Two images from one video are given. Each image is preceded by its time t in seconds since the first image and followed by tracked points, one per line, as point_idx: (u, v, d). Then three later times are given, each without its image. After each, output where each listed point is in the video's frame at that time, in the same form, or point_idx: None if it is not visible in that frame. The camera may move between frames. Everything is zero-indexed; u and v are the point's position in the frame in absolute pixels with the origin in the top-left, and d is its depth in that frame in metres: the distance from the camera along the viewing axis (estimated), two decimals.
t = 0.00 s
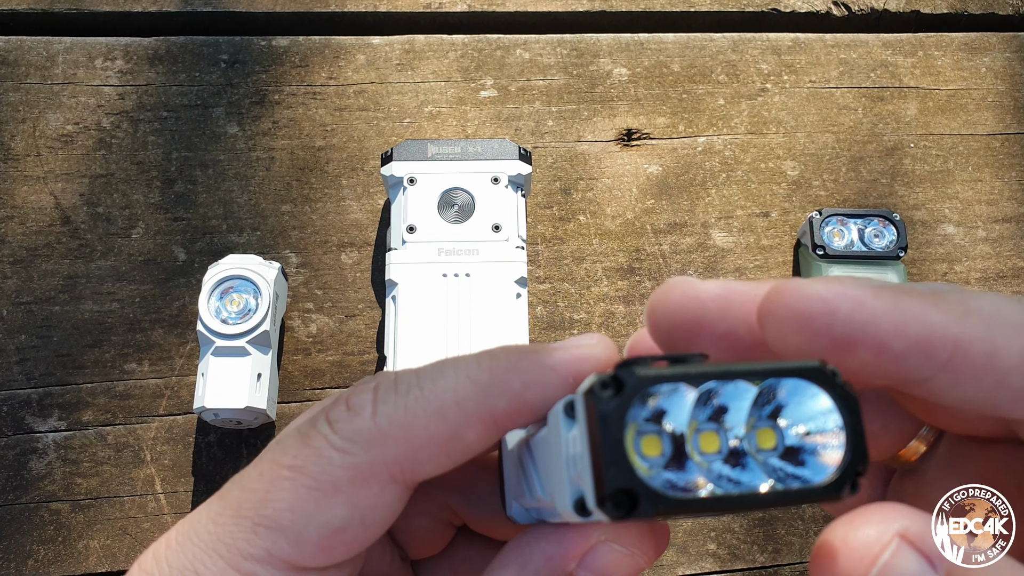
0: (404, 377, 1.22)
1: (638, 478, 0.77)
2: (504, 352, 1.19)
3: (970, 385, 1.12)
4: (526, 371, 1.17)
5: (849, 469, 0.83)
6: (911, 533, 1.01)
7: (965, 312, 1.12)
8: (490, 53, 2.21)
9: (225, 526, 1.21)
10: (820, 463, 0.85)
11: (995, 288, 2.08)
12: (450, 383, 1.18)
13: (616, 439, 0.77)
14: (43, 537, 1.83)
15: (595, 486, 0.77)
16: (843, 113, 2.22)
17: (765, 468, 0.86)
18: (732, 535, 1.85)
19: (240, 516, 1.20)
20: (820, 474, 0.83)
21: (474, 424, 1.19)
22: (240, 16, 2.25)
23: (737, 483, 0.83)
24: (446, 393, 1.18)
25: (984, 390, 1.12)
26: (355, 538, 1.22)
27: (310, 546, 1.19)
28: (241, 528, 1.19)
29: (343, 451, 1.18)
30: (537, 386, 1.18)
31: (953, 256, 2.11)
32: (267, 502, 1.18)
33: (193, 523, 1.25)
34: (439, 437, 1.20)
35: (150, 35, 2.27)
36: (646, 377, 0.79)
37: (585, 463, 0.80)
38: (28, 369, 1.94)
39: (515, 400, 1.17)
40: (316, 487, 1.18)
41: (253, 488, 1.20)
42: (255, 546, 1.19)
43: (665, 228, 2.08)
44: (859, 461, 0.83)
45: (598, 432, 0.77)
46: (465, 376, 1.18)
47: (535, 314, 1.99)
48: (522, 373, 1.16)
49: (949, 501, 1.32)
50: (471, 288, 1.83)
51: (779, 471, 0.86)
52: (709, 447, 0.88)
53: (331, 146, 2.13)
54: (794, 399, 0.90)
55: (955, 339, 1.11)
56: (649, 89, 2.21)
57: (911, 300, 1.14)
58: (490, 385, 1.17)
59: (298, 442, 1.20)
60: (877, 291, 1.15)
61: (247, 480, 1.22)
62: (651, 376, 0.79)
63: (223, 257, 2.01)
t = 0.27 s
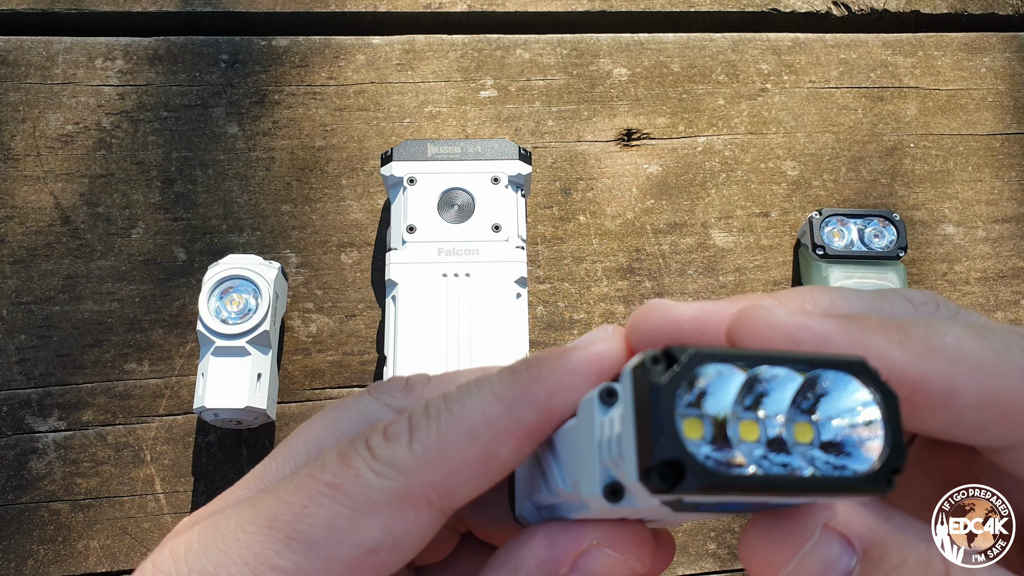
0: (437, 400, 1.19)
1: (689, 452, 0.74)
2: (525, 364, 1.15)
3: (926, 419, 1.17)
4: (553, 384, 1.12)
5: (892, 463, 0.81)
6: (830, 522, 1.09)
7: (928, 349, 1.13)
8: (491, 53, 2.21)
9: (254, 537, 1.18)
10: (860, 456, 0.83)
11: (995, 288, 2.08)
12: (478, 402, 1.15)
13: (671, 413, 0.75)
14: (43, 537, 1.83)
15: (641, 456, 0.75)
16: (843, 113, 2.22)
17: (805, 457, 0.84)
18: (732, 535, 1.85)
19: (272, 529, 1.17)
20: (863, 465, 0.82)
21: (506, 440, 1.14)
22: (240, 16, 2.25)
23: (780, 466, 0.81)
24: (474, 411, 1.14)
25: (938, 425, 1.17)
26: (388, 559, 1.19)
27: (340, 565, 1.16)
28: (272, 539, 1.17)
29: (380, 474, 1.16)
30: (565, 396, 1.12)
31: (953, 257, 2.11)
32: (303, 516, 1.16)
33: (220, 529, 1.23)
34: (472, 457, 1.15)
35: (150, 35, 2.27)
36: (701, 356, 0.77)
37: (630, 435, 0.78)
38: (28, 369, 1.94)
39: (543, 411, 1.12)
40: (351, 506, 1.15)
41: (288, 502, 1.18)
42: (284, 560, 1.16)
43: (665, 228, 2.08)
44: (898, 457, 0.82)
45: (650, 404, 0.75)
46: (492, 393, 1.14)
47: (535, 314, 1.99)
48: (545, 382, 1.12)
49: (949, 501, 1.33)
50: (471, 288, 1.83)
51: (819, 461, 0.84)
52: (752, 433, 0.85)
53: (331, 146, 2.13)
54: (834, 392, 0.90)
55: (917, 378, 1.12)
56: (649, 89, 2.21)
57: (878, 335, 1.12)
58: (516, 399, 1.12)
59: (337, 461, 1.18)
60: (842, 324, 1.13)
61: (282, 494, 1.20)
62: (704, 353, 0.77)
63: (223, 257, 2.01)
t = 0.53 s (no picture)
0: (451, 404, 1.17)
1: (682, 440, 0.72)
2: (533, 364, 1.13)
3: (930, 433, 1.15)
4: (563, 385, 1.10)
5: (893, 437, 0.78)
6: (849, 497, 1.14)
7: (938, 365, 1.10)
8: (490, 53, 2.21)
9: (268, 536, 1.19)
10: (860, 429, 0.80)
11: (995, 288, 2.08)
12: (488, 405, 1.13)
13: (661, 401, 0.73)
14: (43, 537, 1.83)
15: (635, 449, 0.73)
16: (843, 113, 2.22)
17: (805, 435, 0.81)
18: (732, 535, 1.85)
19: (287, 529, 1.18)
20: (862, 439, 0.78)
21: (518, 443, 1.13)
22: (240, 16, 2.25)
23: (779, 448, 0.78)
24: (485, 414, 1.13)
25: (940, 439, 1.15)
26: (401, 562, 1.19)
27: (353, 566, 1.16)
28: (286, 540, 1.17)
29: (394, 478, 1.15)
30: (577, 396, 1.10)
31: (953, 256, 2.11)
32: (316, 518, 1.17)
33: (233, 526, 1.24)
34: (485, 461, 1.14)
35: (150, 35, 2.28)
36: (686, 346, 0.76)
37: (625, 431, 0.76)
38: (28, 369, 1.94)
39: (553, 412, 1.10)
40: (365, 509, 1.15)
41: (302, 503, 1.19)
42: (298, 560, 1.17)
43: (665, 228, 2.08)
44: (899, 429, 0.78)
45: (638, 395, 0.74)
46: (502, 396, 1.13)
47: (535, 314, 1.99)
48: (554, 382, 1.10)
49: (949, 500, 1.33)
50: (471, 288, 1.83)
51: (818, 438, 0.80)
52: (748, 419, 0.82)
53: (331, 146, 2.13)
54: (830, 371, 0.86)
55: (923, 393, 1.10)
56: (648, 89, 2.21)
57: (889, 347, 1.09)
58: (526, 401, 1.11)
59: (352, 464, 1.18)
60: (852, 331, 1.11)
61: (297, 494, 1.20)
62: (689, 342, 0.76)
63: (223, 256, 2.01)
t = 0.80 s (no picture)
0: (439, 394, 1.19)
1: (662, 415, 0.75)
2: (529, 365, 1.15)
3: (905, 421, 1.17)
4: (555, 383, 1.12)
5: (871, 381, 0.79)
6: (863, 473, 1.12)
7: (917, 356, 1.11)
8: (490, 53, 2.21)
9: (253, 522, 1.19)
10: (839, 374, 0.80)
11: (995, 288, 2.08)
12: (482, 399, 1.15)
13: (637, 380, 0.76)
14: (43, 537, 1.83)
15: (620, 431, 0.76)
16: (843, 113, 2.22)
17: (789, 388, 0.79)
18: (732, 534, 1.85)
19: (271, 514, 1.18)
20: (840, 388, 0.78)
21: (507, 439, 1.15)
22: (240, 16, 2.25)
23: (761, 406, 0.77)
24: (476, 407, 1.15)
25: (915, 428, 1.17)
26: (383, 547, 1.19)
27: (335, 551, 1.17)
28: (270, 526, 1.18)
29: (378, 461, 1.16)
30: (567, 394, 1.12)
31: (953, 256, 2.11)
32: (299, 502, 1.17)
33: (219, 515, 1.24)
34: (473, 452, 1.16)
35: (150, 35, 2.28)
36: (652, 327, 0.79)
37: (609, 416, 0.80)
38: (28, 369, 1.94)
39: (546, 412, 1.13)
40: (348, 493, 1.15)
41: (287, 488, 1.19)
42: (281, 545, 1.17)
43: (665, 228, 2.08)
44: (874, 373, 0.79)
45: (614, 377, 0.77)
46: (496, 391, 1.15)
47: (535, 314, 1.99)
48: (550, 383, 1.12)
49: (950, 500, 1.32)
50: (471, 288, 1.83)
51: (802, 394, 0.78)
52: (730, 389, 0.79)
53: (331, 146, 2.13)
54: (795, 329, 0.84)
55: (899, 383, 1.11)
56: (649, 89, 2.21)
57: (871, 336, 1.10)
58: (521, 398, 1.13)
59: (337, 449, 1.18)
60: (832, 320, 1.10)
61: (282, 480, 1.20)
62: (654, 326, 0.79)
63: (223, 256, 2.01)
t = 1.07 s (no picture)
0: (435, 392, 1.19)
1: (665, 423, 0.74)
2: (526, 364, 1.16)
3: (920, 414, 1.16)
4: (551, 382, 1.13)
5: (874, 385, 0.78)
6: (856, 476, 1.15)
7: (928, 347, 1.12)
8: (491, 53, 2.22)
9: (247, 523, 1.19)
10: (840, 377, 0.79)
11: (995, 288, 2.08)
12: (478, 397, 1.15)
13: (639, 386, 0.75)
14: (44, 537, 1.83)
15: (621, 437, 0.75)
16: (843, 113, 2.23)
17: (790, 393, 0.79)
18: (732, 535, 1.85)
19: (264, 515, 1.18)
20: (843, 391, 0.78)
21: (503, 437, 1.15)
22: (240, 16, 2.25)
23: (764, 413, 0.76)
24: (472, 406, 1.15)
25: (931, 421, 1.17)
26: (377, 546, 1.19)
27: (329, 551, 1.17)
28: (264, 527, 1.18)
29: (373, 460, 1.16)
30: (563, 392, 1.13)
31: (953, 256, 2.11)
32: (294, 503, 1.17)
33: (213, 517, 1.24)
34: (468, 450, 1.16)
35: (150, 35, 2.28)
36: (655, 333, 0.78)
37: (610, 420, 0.79)
38: (28, 369, 1.94)
39: (543, 410, 1.14)
40: (342, 492, 1.15)
41: (280, 488, 1.19)
42: (275, 546, 1.17)
43: (665, 228, 2.08)
44: (879, 377, 0.79)
45: (615, 382, 0.76)
46: (492, 390, 1.15)
47: (535, 314, 1.99)
48: (548, 383, 1.13)
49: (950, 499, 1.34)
50: (471, 288, 1.83)
51: (805, 398, 0.78)
52: (731, 394, 0.79)
53: (331, 146, 2.13)
54: (795, 331, 0.84)
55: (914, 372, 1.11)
56: (648, 89, 2.21)
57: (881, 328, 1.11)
58: (517, 397, 1.14)
59: (330, 448, 1.18)
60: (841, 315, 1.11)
61: (275, 480, 1.20)
62: (657, 329, 0.78)
63: (223, 256, 2.01)
